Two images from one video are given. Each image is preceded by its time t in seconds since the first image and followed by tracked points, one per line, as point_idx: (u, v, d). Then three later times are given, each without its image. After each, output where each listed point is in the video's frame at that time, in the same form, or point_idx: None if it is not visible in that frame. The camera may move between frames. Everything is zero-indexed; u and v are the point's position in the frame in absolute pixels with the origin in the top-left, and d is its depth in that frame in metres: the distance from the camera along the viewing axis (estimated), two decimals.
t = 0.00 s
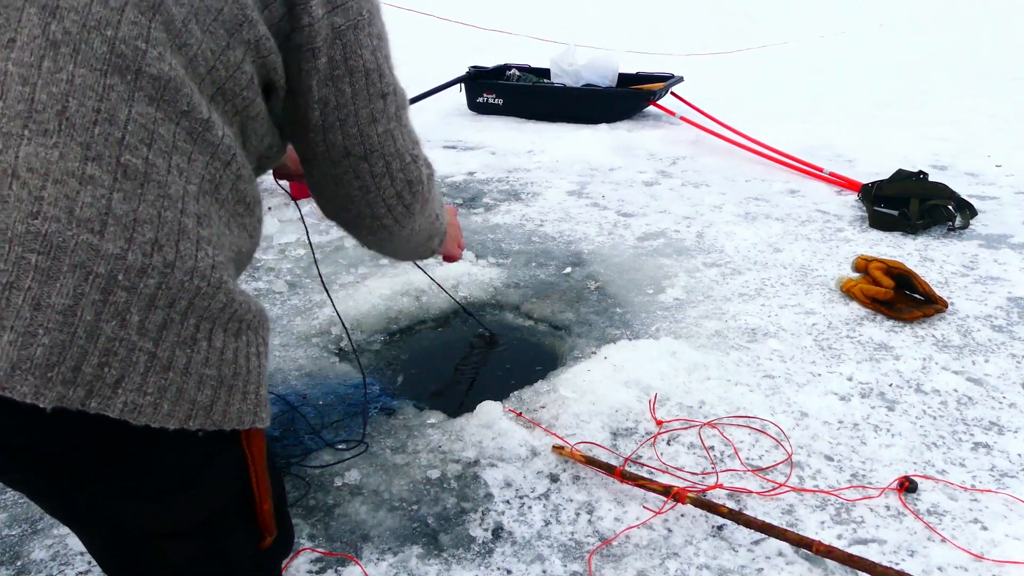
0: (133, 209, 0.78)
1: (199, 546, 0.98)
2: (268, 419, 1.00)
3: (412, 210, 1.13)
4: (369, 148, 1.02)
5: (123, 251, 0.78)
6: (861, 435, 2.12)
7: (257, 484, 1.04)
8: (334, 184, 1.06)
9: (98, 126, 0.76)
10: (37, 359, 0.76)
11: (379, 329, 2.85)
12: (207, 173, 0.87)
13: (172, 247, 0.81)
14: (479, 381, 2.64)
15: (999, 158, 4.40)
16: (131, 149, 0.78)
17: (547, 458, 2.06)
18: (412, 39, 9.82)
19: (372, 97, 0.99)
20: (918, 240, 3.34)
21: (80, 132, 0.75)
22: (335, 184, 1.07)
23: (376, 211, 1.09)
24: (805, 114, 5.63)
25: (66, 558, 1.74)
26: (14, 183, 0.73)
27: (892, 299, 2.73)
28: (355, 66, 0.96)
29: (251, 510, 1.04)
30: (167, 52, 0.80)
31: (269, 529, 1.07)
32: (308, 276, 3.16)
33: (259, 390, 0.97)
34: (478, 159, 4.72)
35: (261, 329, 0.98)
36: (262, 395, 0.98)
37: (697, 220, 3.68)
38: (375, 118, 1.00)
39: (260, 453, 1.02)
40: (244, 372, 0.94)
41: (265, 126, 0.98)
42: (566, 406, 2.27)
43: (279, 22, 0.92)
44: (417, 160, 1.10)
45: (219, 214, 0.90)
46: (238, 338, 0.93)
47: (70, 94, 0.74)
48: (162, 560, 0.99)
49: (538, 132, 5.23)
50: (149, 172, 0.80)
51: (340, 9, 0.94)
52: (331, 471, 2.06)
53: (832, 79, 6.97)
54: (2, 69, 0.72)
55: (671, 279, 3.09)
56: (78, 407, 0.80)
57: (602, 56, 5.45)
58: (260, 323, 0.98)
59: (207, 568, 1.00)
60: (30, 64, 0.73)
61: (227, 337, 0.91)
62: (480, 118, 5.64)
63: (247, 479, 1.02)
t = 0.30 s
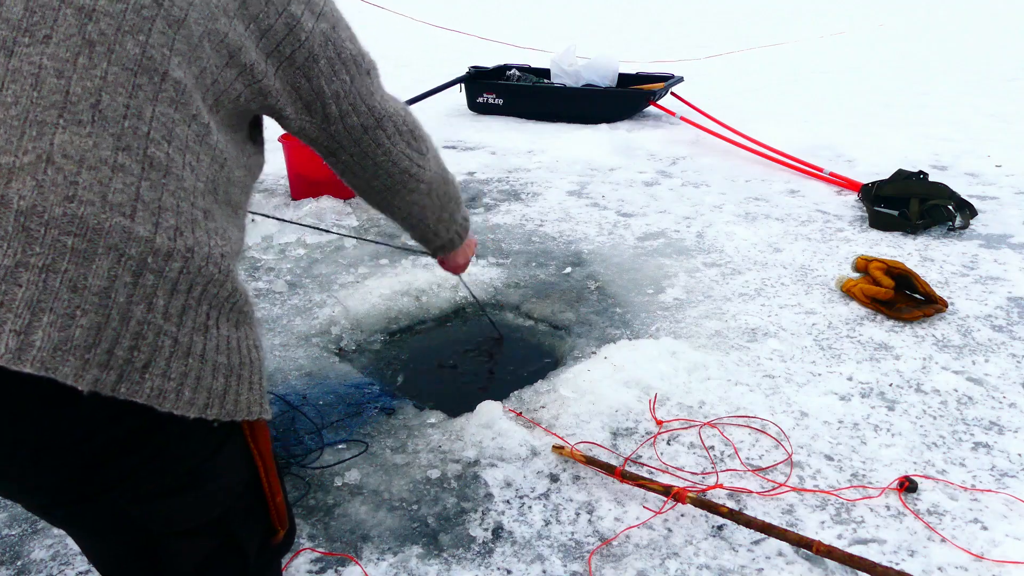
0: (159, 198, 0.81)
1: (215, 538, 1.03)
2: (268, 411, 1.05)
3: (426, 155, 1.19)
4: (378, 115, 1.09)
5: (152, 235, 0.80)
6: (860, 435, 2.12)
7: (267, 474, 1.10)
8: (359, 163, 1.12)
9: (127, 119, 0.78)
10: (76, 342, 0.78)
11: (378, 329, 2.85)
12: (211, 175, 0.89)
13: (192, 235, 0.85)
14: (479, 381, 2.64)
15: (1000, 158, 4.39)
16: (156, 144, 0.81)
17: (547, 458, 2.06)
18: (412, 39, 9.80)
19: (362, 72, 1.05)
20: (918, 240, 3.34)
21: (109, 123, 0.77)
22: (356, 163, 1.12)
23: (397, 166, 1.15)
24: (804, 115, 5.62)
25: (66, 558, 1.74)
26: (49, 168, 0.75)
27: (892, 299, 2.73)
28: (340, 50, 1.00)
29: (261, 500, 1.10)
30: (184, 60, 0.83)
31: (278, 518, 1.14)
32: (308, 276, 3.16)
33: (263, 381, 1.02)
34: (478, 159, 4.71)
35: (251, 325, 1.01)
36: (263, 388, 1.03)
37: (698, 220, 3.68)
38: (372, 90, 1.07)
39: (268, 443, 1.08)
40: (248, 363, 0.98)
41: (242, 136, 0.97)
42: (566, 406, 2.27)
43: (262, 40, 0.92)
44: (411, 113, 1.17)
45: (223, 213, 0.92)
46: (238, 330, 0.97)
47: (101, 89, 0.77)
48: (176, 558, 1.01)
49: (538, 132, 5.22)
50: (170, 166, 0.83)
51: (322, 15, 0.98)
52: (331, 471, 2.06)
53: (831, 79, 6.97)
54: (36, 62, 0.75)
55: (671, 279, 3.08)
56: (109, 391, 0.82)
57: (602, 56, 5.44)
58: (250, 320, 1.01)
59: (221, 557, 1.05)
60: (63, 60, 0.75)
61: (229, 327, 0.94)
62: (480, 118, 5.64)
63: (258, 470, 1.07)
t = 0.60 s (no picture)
0: (145, 201, 0.77)
1: (206, 540, 1.03)
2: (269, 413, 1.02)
3: (429, 191, 1.11)
4: (380, 133, 0.98)
5: (137, 241, 0.76)
6: (860, 435, 2.12)
7: (263, 477, 1.09)
8: (348, 173, 1.02)
9: (108, 119, 0.74)
10: (55, 350, 0.75)
11: (378, 329, 2.85)
12: (210, 168, 0.84)
13: (183, 238, 0.80)
14: (479, 381, 2.64)
15: (999, 158, 4.40)
16: (141, 142, 0.77)
17: (547, 458, 2.06)
18: (411, 39, 9.81)
19: (377, 82, 0.95)
20: (917, 240, 3.34)
21: (89, 124, 0.73)
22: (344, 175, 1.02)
23: (398, 196, 1.06)
24: (804, 115, 5.63)
25: (66, 558, 1.74)
26: (28, 174, 0.72)
27: (892, 299, 2.73)
28: (357, 54, 0.91)
29: (256, 501, 1.09)
30: (172, 49, 0.77)
31: (273, 519, 1.13)
32: (308, 276, 3.16)
33: (264, 382, 0.97)
34: (478, 159, 4.72)
35: (262, 321, 0.96)
36: (266, 388, 0.99)
37: (697, 220, 3.68)
38: (382, 104, 0.97)
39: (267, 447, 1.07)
40: (250, 365, 0.94)
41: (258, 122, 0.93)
42: (566, 406, 2.27)
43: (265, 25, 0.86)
44: (428, 140, 1.08)
45: (223, 208, 0.87)
46: (242, 331, 0.92)
47: (80, 89, 0.73)
48: (171, 556, 1.02)
49: (538, 132, 5.22)
50: (158, 165, 0.78)
51: None
52: (331, 471, 2.06)
53: (830, 79, 6.98)
54: (13, 65, 0.72)
55: (671, 279, 3.09)
56: (94, 396, 0.79)
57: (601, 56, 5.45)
58: (258, 317, 0.96)
59: (212, 558, 1.05)
60: (37, 61, 0.72)
61: (232, 329, 0.90)
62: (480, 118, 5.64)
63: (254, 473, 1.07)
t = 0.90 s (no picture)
0: (118, 204, 0.78)
1: (206, 544, 1.03)
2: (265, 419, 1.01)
3: (387, 185, 1.12)
4: (348, 100, 1.01)
5: (109, 247, 0.77)
6: (860, 435, 2.12)
7: (258, 479, 1.12)
8: (304, 141, 1.01)
9: (77, 120, 0.75)
10: (29, 358, 0.75)
11: (378, 329, 2.86)
12: (193, 167, 0.87)
13: (161, 242, 0.82)
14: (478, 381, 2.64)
15: (1000, 158, 4.40)
16: (114, 143, 0.78)
17: (547, 458, 2.06)
18: (412, 39, 9.80)
19: (354, 46, 1.00)
20: (918, 240, 3.34)
21: (58, 127, 0.74)
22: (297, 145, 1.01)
23: (353, 183, 1.06)
24: (805, 115, 5.63)
25: (66, 558, 1.74)
26: None
27: (892, 299, 2.73)
28: (334, 9, 0.96)
29: (251, 504, 1.12)
30: (144, 41, 0.79)
31: (266, 521, 1.16)
32: (308, 276, 3.16)
33: (257, 388, 0.98)
34: (478, 158, 4.72)
35: (256, 325, 1.00)
36: (259, 394, 0.99)
37: (698, 220, 3.68)
38: (354, 69, 1.00)
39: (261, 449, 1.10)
40: (241, 372, 0.95)
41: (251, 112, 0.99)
42: (566, 405, 2.27)
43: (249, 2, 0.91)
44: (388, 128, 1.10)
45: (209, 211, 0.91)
46: (233, 336, 0.94)
47: (45, 91, 0.74)
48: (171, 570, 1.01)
49: (538, 132, 5.22)
50: (132, 167, 0.80)
51: None
52: (331, 471, 2.06)
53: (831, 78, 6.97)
54: None
55: (671, 279, 3.09)
56: (72, 405, 0.79)
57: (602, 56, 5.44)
58: (254, 322, 0.99)
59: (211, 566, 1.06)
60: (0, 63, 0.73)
61: (222, 335, 0.91)
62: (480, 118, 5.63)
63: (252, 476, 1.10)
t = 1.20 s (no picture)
0: (140, 199, 0.78)
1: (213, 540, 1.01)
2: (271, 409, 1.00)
3: (402, 195, 1.12)
4: (353, 125, 0.99)
5: (132, 239, 0.77)
6: (860, 435, 2.12)
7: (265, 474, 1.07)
8: (317, 167, 1.02)
9: (101, 117, 0.75)
10: (55, 348, 0.77)
11: (378, 329, 2.86)
12: (206, 163, 0.85)
13: (179, 235, 0.81)
14: (478, 381, 2.64)
15: (999, 158, 4.40)
16: (134, 140, 0.77)
17: (547, 458, 2.06)
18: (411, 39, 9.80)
19: (353, 73, 0.96)
20: (917, 240, 3.34)
21: (82, 124, 0.75)
22: (311, 170, 1.02)
23: (366, 196, 1.07)
24: (804, 115, 5.63)
25: (66, 558, 1.74)
26: (23, 176, 0.74)
27: (892, 299, 2.73)
28: (334, 40, 0.93)
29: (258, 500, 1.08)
30: (162, 45, 0.78)
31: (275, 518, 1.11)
32: (308, 276, 3.16)
33: (264, 379, 0.96)
34: (478, 159, 4.72)
35: (261, 318, 0.96)
36: (267, 383, 0.98)
37: (698, 220, 3.68)
38: (355, 96, 0.98)
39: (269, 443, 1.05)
40: (250, 363, 0.93)
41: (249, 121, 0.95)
42: (566, 406, 2.27)
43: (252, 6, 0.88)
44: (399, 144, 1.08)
45: (221, 204, 0.88)
46: (242, 327, 0.92)
47: (71, 88, 0.74)
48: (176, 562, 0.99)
49: (538, 132, 5.22)
50: (152, 163, 0.79)
51: None
52: (331, 471, 2.06)
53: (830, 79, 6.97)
54: (3, 65, 0.73)
55: (671, 279, 3.09)
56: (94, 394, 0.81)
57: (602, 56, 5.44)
58: (261, 314, 0.96)
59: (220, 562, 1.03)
60: (29, 59, 0.73)
61: (233, 326, 0.90)
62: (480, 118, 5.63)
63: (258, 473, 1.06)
